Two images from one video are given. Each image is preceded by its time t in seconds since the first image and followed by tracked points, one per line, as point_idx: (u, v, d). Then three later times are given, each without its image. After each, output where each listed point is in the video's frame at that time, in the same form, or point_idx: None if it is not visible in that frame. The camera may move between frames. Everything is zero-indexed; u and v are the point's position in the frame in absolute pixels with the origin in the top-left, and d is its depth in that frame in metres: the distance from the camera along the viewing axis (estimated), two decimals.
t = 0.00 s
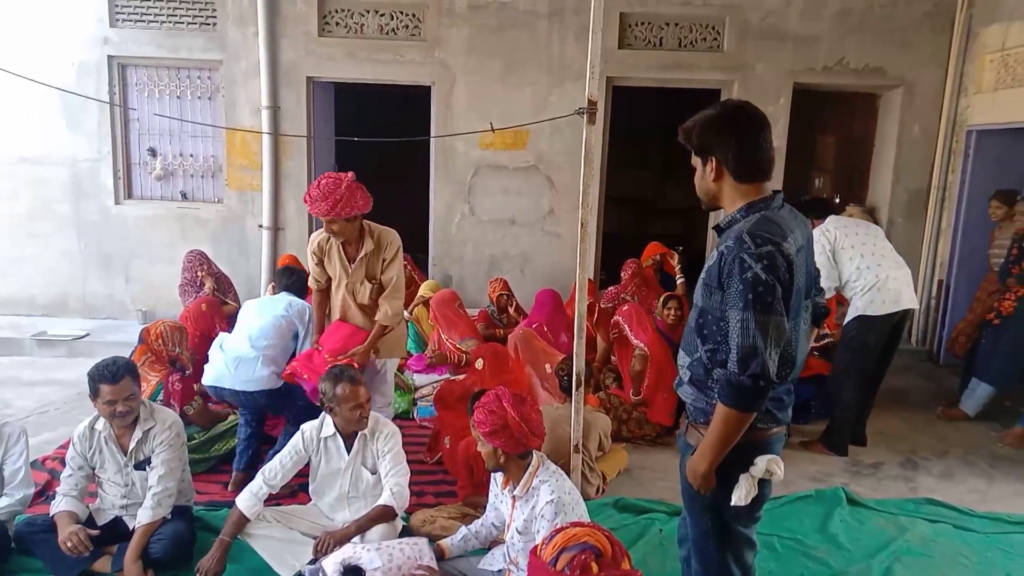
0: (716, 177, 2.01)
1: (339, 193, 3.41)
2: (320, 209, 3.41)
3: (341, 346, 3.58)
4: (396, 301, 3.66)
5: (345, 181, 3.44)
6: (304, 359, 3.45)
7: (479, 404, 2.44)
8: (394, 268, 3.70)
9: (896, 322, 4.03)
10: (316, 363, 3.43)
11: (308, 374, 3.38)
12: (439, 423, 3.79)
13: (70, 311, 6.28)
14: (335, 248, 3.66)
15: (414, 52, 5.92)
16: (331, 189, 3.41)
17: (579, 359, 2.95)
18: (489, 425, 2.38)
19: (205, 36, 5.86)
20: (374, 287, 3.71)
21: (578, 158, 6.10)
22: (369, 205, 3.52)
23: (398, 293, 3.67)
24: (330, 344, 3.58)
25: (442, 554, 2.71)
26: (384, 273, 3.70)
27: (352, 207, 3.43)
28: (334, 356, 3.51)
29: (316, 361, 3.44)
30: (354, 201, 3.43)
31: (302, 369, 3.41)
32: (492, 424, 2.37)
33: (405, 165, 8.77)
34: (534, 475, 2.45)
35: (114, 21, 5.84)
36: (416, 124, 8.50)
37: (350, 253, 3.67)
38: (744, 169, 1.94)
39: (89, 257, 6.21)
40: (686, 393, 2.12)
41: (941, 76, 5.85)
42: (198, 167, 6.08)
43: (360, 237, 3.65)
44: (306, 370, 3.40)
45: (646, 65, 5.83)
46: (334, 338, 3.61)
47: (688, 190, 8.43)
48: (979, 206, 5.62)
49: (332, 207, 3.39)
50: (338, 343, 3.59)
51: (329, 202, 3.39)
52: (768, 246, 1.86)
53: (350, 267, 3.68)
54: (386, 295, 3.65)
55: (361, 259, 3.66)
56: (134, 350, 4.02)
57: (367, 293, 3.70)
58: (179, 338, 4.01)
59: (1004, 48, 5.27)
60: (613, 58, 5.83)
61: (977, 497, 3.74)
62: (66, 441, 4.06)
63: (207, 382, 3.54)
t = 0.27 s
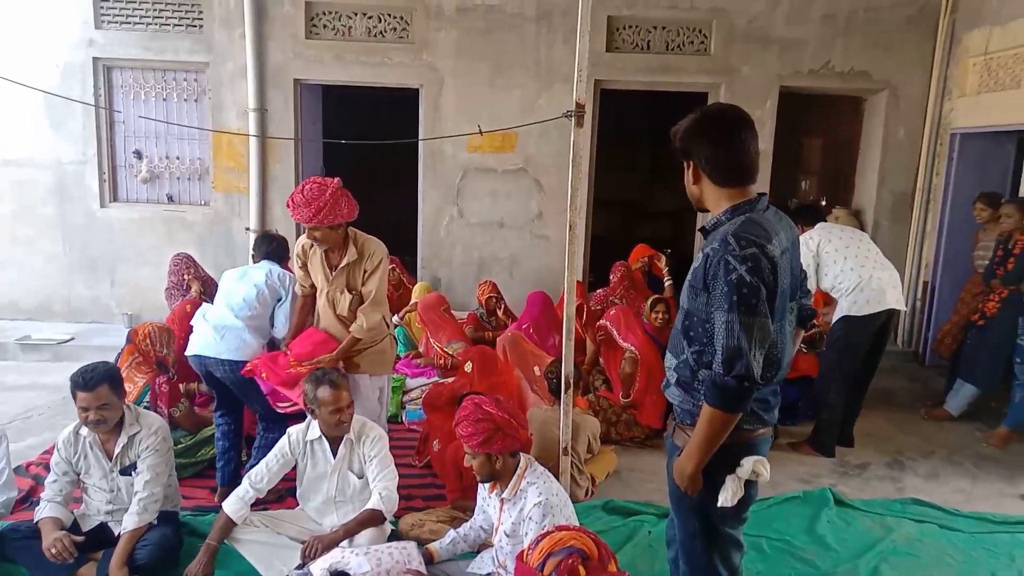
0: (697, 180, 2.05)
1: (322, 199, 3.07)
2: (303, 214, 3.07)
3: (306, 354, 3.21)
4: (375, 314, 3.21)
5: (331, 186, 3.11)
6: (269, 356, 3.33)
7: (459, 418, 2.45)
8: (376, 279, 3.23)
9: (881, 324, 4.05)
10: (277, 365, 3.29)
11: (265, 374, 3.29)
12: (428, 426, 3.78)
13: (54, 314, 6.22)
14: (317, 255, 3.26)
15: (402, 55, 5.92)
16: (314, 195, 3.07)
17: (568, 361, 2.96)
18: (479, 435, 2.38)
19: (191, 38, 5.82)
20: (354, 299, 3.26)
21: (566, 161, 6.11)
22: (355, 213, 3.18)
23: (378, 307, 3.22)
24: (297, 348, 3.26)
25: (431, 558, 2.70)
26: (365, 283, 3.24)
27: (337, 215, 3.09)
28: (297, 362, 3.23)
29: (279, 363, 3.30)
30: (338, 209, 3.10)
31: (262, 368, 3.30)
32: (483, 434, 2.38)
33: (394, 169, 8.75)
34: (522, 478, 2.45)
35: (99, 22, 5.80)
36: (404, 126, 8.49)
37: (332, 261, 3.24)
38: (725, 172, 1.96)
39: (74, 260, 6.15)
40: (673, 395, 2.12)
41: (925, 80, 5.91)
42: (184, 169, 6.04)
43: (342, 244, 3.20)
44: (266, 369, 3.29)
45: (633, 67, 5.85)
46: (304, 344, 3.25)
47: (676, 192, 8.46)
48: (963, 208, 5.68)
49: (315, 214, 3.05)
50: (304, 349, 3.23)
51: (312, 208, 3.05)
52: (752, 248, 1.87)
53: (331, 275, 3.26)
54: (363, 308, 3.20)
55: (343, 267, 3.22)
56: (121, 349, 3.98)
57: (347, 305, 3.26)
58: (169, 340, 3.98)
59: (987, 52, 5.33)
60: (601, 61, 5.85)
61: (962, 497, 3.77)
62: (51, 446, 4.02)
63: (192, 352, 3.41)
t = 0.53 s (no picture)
0: (686, 180, 2.06)
1: (299, 202, 2.95)
2: (278, 218, 2.94)
3: (283, 356, 3.14)
4: (356, 318, 3.12)
5: (310, 189, 2.98)
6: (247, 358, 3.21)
7: (449, 424, 2.42)
8: (358, 283, 3.14)
9: (870, 323, 4.09)
10: (253, 367, 3.17)
11: (240, 376, 3.15)
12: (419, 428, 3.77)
13: (41, 317, 6.17)
14: (298, 258, 3.20)
15: (392, 55, 5.91)
16: (290, 198, 2.94)
17: (559, 362, 2.95)
18: (472, 441, 2.36)
19: (179, 38, 5.79)
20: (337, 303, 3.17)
21: (557, 161, 6.11)
22: (333, 218, 3.05)
23: (361, 311, 3.12)
24: (273, 353, 3.17)
25: (422, 559, 2.69)
26: (346, 287, 3.15)
27: (313, 218, 2.97)
28: (274, 364, 3.14)
29: (255, 365, 3.17)
30: (315, 212, 2.97)
31: (238, 370, 3.18)
32: (475, 439, 2.36)
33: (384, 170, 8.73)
34: (512, 478, 2.45)
35: (86, 22, 5.76)
36: (394, 126, 8.47)
37: (312, 266, 3.16)
38: (714, 172, 1.96)
39: (61, 262, 6.11)
40: (663, 394, 2.13)
41: (913, 80, 5.94)
42: (173, 170, 6.00)
43: (323, 248, 3.13)
44: (240, 370, 3.17)
45: (624, 68, 5.86)
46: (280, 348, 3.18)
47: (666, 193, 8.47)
48: (951, 208, 5.71)
49: (290, 218, 2.93)
50: (281, 352, 3.16)
51: (288, 212, 2.93)
52: (739, 247, 1.88)
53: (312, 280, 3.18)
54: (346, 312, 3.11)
55: (323, 271, 3.14)
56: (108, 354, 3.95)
57: (328, 311, 3.17)
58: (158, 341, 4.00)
59: (974, 53, 5.37)
60: (591, 62, 5.85)
61: (950, 495, 3.79)
62: (38, 449, 3.98)
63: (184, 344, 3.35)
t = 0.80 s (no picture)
0: (675, 181, 2.07)
1: (255, 211, 2.82)
2: (235, 228, 2.82)
3: (260, 371, 3.00)
4: (327, 328, 3.06)
5: (266, 197, 2.86)
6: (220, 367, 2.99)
7: (443, 422, 2.41)
8: (326, 292, 3.08)
9: (858, 321, 4.10)
10: (228, 377, 2.95)
11: (218, 388, 2.94)
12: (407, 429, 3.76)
13: (24, 320, 6.10)
14: (259, 270, 3.08)
15: (379, 55, 5.89)
16: (247, 207, 2.82)
17: (547, 362, 2.95)
18: (464, 443, 2.35)
19: (164, 39, 5.75)
20: (304, 313, 3.10)
21: (544, 162, 6.12)
22: (294, 225, 2.92)
23: (329, 321, 3.06)
24: (248, 365, 3.01)
25: (411, 560, 2.69)
26: (314, 297, 3.08)
27: (272, 227, 2.85)
28: (251, 377, 2.96)
29: (231, 375, 2.96)
30: (273, 221, 2.85)
31: (213, 380, 2.95)
32: (468, 440, 2.35)
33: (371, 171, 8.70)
34: (501, 480, 2.44)
35: (69, 22, 5.71)
36: (381, 127, 8.45)
37: (275, 277, 3.07)
38: (701, 172, 1.97)
39: (44, 265, 6.05)
40: (651, 393, 2.13)
41: (896, 80, 5.99)
42: (158, 171, 5.95)
43: (286, 257, 3.05)
44: (214, 381, 2.95)
45: (610, 68, 5.87)
46: (253, 360, 3.03)
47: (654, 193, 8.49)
48: (935, 207, 5.76)
49: (247, 227, 2.81)
50: (256, 366, 3.01)
51: (245, 221, 2.81)
52: (726, 247, 1.88)
53: (277, 291, 3.09)
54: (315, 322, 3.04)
55: (288, 282, 3.06)
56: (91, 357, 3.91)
57: (295, 322, 3.09)
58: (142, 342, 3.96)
59: (957, 53, 5.42)
60: (578, 62, 5.86)
61: (936, 492, 3.82)
62: (21, 454, 3.94)
63: (170, 348, 3.35)
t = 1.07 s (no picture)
0: (670, 181, 2.08)
1: (178, 233, 2.69)
2: (159, 254, 2.70)
3: (220, 394, 2.94)
4: (273, 339, 2.94)
5: (189, 216, 2.73)
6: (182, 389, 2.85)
7: (443, 419, 2.39)
8: (268, 302, 2.95)
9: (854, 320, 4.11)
10: (196, 400, 2.83)
11: (189, 412, 2.80)
12: (400, 430, 3.75)
13: (15, 321, 6.07)
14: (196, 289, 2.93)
15: (372, 55, 5.88)
16: (170, 229, 2.69)
17: (540, 362, 2.95)
18: (462, 442, 2.35)
19: (156, 39, 5.73)
20: (251, 326, 2.98)
21: (538, 162, 6.12)
22: (221, 244, 2.80)
23: (276, 332, 2.94)
24: (205, 387, 2.94)
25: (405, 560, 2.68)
26: (257, 309, 2.95)
27: (197, 248, 2.72)
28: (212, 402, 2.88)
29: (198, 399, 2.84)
30: (198, 240, 2.72)
31: (181, 403, 2.80)
32: (466, 441, 2.35)
33: (365, 172, 8.68)
34: (496, 481, 2.44)
35: (60, 22, 5.68)
36: (374, 127, 8.43)
37: (215, 294, 2.93)
38: (696, 172, 1.97)
39: (36, 266, 6.02)
40: (646, 393, 2.13)
41: (888, 81, 6.02)
42: (150, 172, 5.93)
43: (222, 272, 2.90)
44: (182, 404, 2.80)
45: (604, 68, 5.88)
46: (208, 383, 2.96)
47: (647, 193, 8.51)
48: (927, 207, 5.79)
49: (172, 251, 2.68)
50: (215, 388, 2.95)
51: (169, 245, 2.68)
52: (720, 247, 1.89)
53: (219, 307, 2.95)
54: (261, 336, 2.93)
55: (227, 297, 2.93)
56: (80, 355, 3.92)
57: (245, 335, 2.97)
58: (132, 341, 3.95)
59: (948, 54, 5.44)
60: (572, 63, 5.86)
61: (928, 491, 3.84)
62: (12, 456, 3.92)
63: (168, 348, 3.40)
